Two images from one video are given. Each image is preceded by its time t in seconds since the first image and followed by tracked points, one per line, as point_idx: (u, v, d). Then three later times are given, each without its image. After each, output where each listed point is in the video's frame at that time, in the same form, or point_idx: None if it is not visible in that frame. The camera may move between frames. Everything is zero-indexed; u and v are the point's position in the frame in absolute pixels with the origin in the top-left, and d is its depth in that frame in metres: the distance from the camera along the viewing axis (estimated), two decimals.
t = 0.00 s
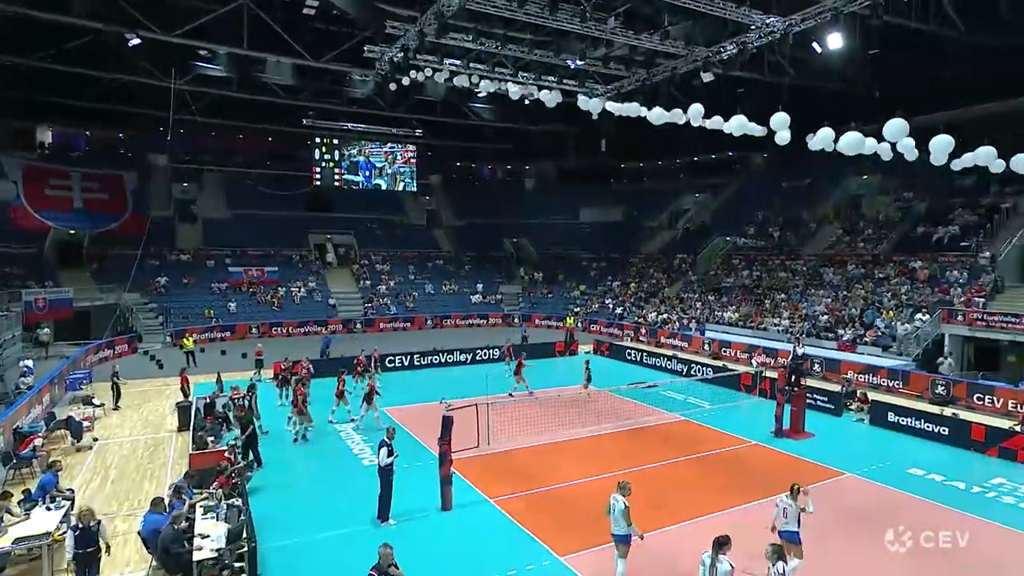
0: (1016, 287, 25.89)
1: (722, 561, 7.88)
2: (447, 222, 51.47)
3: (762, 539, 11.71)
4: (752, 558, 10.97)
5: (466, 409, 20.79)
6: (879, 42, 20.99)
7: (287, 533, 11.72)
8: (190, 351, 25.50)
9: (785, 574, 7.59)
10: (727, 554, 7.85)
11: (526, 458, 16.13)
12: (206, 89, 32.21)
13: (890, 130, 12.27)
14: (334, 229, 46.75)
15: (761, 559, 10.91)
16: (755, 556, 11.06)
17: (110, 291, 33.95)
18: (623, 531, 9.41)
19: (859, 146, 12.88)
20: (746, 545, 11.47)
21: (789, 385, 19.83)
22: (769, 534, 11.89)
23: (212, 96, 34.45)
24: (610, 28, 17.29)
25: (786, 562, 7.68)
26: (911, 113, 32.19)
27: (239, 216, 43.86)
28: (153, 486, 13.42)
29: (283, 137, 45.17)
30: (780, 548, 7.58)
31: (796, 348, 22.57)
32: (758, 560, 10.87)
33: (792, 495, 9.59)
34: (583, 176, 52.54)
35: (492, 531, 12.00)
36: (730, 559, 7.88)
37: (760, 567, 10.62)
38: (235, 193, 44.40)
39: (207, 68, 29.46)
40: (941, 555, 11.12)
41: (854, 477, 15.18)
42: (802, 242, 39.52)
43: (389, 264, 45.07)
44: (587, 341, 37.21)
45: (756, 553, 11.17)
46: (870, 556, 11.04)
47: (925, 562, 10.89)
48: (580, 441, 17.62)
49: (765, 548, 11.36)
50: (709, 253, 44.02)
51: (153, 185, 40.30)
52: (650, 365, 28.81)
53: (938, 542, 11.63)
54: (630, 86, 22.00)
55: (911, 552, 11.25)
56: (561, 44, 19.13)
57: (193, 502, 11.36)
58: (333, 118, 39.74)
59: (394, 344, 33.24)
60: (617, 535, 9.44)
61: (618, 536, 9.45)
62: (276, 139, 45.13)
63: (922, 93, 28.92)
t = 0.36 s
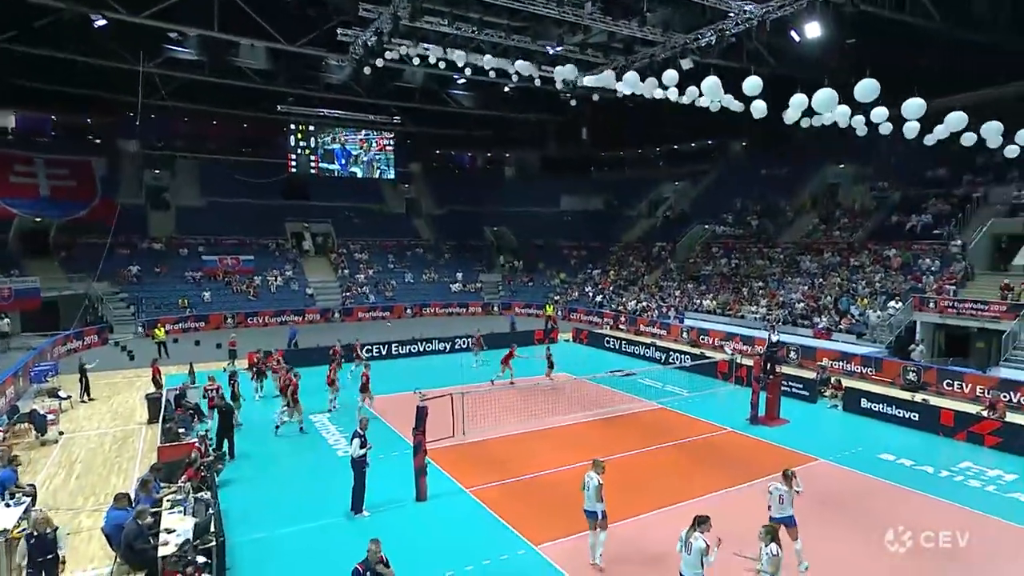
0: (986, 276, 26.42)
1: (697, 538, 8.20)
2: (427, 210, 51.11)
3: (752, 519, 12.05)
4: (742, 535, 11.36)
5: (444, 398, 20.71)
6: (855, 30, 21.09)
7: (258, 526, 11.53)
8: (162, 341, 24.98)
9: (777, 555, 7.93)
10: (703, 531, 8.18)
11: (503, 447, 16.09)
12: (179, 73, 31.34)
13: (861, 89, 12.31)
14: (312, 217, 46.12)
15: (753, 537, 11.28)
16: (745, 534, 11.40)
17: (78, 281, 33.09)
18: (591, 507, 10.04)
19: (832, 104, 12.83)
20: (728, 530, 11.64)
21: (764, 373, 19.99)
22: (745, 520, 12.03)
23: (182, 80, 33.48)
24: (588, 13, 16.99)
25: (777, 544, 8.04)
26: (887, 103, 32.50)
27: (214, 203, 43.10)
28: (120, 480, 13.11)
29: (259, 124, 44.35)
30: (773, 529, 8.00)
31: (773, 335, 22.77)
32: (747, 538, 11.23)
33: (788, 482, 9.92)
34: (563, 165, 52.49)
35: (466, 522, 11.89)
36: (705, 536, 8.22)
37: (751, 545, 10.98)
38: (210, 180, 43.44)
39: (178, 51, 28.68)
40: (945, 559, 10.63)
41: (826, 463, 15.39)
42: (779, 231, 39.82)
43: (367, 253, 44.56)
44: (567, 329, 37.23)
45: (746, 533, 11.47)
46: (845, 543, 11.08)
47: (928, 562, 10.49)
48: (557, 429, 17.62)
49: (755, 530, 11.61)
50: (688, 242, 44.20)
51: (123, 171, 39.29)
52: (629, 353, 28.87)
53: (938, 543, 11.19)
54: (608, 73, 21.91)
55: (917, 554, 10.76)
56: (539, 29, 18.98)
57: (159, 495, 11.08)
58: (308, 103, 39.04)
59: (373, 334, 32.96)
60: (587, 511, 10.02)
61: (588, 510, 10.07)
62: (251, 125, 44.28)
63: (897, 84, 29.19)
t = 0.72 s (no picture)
0: (957, 260, 26.85)
1: (684, 518, 8.27)
2: (406, 193, 50.68)
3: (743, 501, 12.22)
4: (733, 513, 11.66)
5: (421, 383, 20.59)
6: (832, 12, 21.16)
7: (227, 514, 11.33)
8: (133, 328, 24.50)
9: (768, 528, 8.08)
10: (690, 511, 8.25)
11: (479, 432, 16.06)
12: (145, 52, 30.32)
13: (834, 44, 12.03)
14: (289, 201, 45.36)
15: (744, 515, 11.58)
16: (737, 514, 11.63)
17: (46, 266, 32.22)
18: (569, 486, 10.05)
19: (807, 53, 12.35)
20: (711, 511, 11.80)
21: (740, 356, 20.12)
22: (721, 501, 12.17)
23: (150, 59, 32.37)
24: None
25: (768, 517, 8.17)
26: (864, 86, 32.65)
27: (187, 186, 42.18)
28: (86, 470, 12.79)
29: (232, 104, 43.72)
30: (764, 503, 8.07)
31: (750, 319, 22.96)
32: (737, 516, 11.50)
33: (778, 460, 9.88)
34: (543, 148, 52.28)
35: (440, 508, 11.82)
36: (692, 515, 8.29)
37: (741, 523, 11.26)
38: (182, 162, 42.46)
39: (145, 29, 27.80)
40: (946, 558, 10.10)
41: (799, 444, 15.59)
42: (758, 215, 40.00)
43: (345, 237, 43.99)
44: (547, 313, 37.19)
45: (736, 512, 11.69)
46: (820, 527, 11.13)
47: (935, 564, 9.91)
48: (534, 414, 17.67)
49: (745, 509, 11.88)
50: (668, 226, 44.26)
51: (91, 153, 38.20)
52: (609, 337, 28.92)
53: (938, 544, 10.57)
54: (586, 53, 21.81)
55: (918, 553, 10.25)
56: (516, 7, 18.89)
57: (126, 488, 10.88)
58: (283, 84, 38.28)
59: (351, 319, 32.68)
60: (564, 489, 10.09)
61: (565, 489, 10.09)
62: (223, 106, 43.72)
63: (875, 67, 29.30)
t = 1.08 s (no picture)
0: (931, 242, 27.22)
1: (681, 493, 8.40)
2: (385, 174, 50.10)
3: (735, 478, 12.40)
4: (726, 488, 11.96)
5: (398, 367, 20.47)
6: None
7: (198, 502, 11.14)
8: (104, 314, 23.97)
9: (762, 506, 8.14)
10: (687, 486, 8.29)
11: (456, 415, 16.02)
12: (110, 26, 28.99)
13: None
14: (265, 182, 44.51)
15: (737, 490, 11.87)
16: (730, 488, 11.93)
17: (12, 249, 31.28)
18: (547, 459, 10.56)
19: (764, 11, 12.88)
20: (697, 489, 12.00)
21: (717, 338, 20.24)
22: (697, 481, 12.28)
23: (117, 35, 31.29)
24: None
25: (762, 495, 8.24)
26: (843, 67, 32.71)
27: (160, 167, 41.05)
28: (51, 459, 12.49)
29: (204, 82, 42.68)
30: (757, 480, 8.16)
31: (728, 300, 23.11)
32: (730, 490, 11.84)
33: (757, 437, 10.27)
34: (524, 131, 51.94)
35: (415, 492, 11.77)
36: (689, 490, 8.42)
37: (734, 497, 11.62)
38: (154, 142, 41.42)
39: (112, 5, 26.89)
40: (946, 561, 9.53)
41: (774, 424, 15.76)
42: (737, 196, 40.13)
43: (324, 220, 43.35)
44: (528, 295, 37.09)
45: (729, 487, 12.02)
46: (792, 505, 11.23)
47: None
48: (513, 395, 17.72)
49: (726, 487, 12.05)
50: (649, 208, 44.24)
51: (58, 133, 37.04)
52: (589, 319, 28.94)
53: (939, 545, 9.94)
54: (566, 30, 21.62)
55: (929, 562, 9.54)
56: None
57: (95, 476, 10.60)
58: (256, 62, 37.42)
59: (329, 302, 32.36)
60: (540, 463, 10.59)
61: (543, 462, 10.60)
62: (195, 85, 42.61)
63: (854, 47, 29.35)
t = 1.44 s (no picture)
0: (909, 223, 27.49)
1: (678, 467, 8.72)
2: (365, 155, 49.48)
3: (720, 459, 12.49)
4: (701, 470, 12.03)
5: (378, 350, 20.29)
6: None
7: (170, 489, 10.98)
8: (76, 298, 23.46)
9: (754, 480, 8.71)
10: (682, 461, 8.71)
11: (434, 397, 15.94)
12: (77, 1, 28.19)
13: None
14: (241, 163, 43.64)
15: (715, 471, 11.97)
16: (710, 469, 12.03)
17: None
18: (517, 436, 10.62)
19: None
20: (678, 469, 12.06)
21: (697, 319, 20.31)
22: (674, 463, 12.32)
23: (84, 10, 30.28)
24: None
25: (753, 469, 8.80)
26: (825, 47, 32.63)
27: (131, 147, 40.24)
28: (19, 446, 12.22)
29: (176, 60, 41.57)
30: (749, 454, 8.70)
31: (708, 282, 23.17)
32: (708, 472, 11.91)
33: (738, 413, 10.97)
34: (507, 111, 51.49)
35: (391, 476, 11.67)
36: (685, 465, 8.76)
37: (720, 475, 11.77)
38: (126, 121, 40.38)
39: None
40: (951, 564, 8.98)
41: (751, 404, 15.88)
42: (719, 177, 40.11)
43: (303, 201, 42.67)
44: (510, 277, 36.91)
45: (713, 468, 12.14)
46: (769, 486, 11.30)
47: None
48: (492, 378, 17.68)
49: (702, 468, 12.12)
50: (632, 189, 44.12)
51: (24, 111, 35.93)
52: (571, 301, 28.89)
53: (941, 545, 9.39)
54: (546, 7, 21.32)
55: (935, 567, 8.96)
56: None
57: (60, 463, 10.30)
58: (229, 39, 36.51)
59: (310, 284, 32.00)
60: (512, 441, 10.63)
61: (513, 440, 10.65)
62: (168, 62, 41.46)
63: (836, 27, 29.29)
